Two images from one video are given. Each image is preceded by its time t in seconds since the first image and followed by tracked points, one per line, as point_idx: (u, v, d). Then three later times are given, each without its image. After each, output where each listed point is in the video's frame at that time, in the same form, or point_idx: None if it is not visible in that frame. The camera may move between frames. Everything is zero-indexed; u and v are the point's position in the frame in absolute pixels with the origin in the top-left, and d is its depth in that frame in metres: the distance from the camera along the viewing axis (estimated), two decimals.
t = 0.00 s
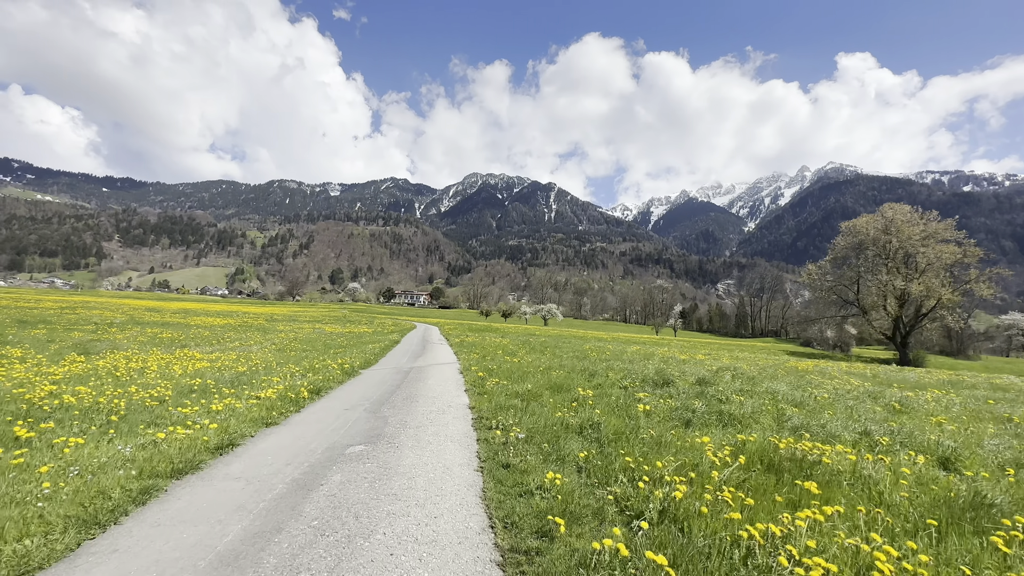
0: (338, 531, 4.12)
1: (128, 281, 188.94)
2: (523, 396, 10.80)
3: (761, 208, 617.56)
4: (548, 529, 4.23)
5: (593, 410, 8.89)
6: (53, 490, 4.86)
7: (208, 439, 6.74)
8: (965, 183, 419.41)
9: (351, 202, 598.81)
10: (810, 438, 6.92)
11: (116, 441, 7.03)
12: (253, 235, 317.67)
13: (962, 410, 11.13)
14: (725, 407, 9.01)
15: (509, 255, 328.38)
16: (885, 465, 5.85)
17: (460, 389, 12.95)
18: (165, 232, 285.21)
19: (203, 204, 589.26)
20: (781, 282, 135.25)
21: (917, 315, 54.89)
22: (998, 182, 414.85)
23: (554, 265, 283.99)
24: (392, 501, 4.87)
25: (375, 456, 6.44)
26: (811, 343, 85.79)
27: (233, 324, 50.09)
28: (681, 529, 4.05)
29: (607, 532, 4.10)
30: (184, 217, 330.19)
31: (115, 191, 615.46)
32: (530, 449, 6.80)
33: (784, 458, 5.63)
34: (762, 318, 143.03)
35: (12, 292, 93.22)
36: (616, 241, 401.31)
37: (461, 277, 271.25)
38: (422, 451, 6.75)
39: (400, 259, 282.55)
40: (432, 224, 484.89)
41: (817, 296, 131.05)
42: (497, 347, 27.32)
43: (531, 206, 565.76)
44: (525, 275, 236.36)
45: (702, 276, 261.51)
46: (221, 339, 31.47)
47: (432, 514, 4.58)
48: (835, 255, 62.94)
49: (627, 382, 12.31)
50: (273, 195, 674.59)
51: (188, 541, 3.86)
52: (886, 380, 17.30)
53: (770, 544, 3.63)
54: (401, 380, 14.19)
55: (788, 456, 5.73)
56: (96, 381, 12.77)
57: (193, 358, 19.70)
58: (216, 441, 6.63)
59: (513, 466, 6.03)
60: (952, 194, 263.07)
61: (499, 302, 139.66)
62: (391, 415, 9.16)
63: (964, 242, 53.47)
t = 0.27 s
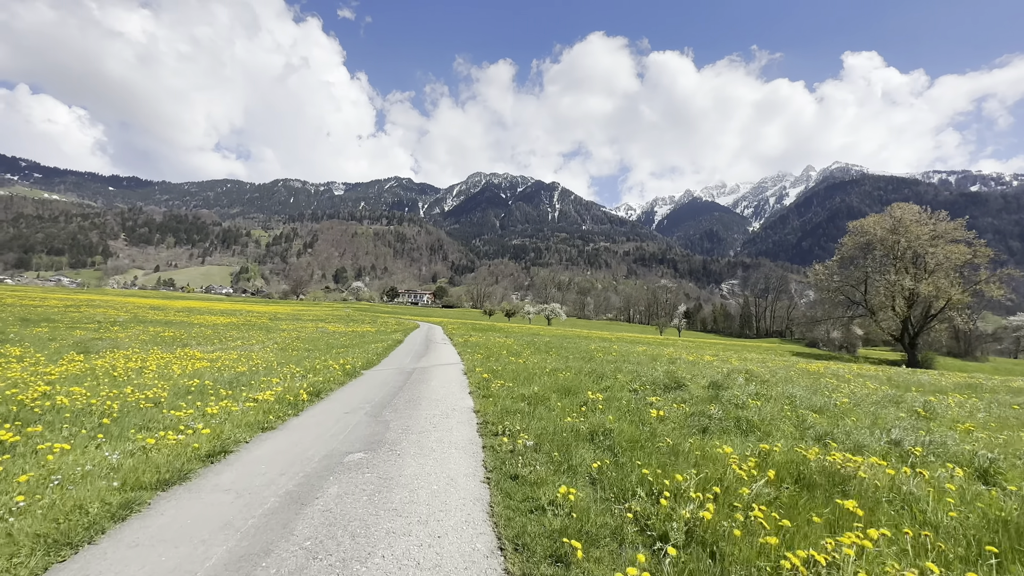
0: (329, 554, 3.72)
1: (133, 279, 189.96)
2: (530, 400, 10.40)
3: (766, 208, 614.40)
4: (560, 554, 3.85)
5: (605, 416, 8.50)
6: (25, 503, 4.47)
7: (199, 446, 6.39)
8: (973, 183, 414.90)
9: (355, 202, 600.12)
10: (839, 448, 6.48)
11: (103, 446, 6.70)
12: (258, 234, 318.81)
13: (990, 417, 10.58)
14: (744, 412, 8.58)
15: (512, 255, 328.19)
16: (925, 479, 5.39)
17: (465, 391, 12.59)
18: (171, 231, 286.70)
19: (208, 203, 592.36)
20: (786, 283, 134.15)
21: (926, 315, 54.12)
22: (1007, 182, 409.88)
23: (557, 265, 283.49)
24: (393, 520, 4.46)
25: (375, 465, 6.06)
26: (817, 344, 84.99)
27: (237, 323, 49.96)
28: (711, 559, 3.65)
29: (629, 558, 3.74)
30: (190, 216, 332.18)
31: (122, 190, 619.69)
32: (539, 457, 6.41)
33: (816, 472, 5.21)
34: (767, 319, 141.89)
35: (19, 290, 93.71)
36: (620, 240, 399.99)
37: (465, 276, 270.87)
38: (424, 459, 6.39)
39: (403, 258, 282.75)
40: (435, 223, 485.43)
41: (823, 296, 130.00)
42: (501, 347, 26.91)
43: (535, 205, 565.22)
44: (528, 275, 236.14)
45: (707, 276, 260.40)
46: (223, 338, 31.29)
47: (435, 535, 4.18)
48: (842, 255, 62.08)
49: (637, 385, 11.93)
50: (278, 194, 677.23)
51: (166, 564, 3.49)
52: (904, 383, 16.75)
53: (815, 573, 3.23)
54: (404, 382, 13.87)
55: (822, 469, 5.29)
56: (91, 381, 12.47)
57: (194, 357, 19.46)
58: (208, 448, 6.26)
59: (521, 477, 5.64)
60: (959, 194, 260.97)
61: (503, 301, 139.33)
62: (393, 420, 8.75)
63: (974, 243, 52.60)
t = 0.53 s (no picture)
0: None
1: (138, 277, 190.77)
2: (536, 402, 10.01)
3: (770, 208, 611.06)
4: None
5: (618, 419, 8.05)
6: None
7: (187, 450, 6.00)
8: (980, 183, 410.82)
9: (358, 201, 601.40)
10: (867, 456, 6.04)
11: (89, 450, 6.37)
12: (262, 232, 319.83)
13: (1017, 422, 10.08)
14: (762, 416, 8.14)
15: (515, 254, 328.11)
16: (966, 492, 4.97)
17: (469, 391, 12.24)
18: (176, 229, 288.01)
19: (213, 202, 595.02)
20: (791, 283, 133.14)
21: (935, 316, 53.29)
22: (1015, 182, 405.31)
23: (560, 264, 282.99)
24: (391, 534, 4.07)
25: (373, 472, 5.66)
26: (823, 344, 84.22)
27: (239, 321, 49.72)
28: None
29: None
30: (194, 215, 333.47)
31: (128, 189, 623.29)
32: (548, 464, 6.00)
33: (848, 484, 4.77)
34: (771, 319, 140.85)
35: (25, 287, 94.13)
36: (623, 240, 398.66)
37: (468, 275, 270.60)
38: (424, 465, 6.02)
39: (407, 257, 282.80)
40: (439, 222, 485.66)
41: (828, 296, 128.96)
42: (504, 346, 26.50)
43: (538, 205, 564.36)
44: (532, 274, 235.90)
45: (710, 276, 259.22)
46: (225, 336, 31.04)
47: (436, 552, 3.81)
48: (849, 255, 61.21)
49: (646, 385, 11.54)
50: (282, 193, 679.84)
51: None
52: (919, 385, 16.25)
53: None
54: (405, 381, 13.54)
55: (856, 480, 4.86)
56: (85, 380, 12.14)
57: (194, 355, 19.18)
58: (196, 452, 5.90)
59: (530, 486, 5.24)
60: (966, 194, 258.59)
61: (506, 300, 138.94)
62: (393, 422, 8.37)
63: (985, 243, 51.73)
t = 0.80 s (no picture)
0: None
1: (143, 276, 191.48)
2: (539, 405, 9.65)
3: (774, 208, 608.43)
4: None
5: (626, 425, 7.66)
6: None
7: (167, 457, 5.63)
8: (986, 184, 407.73)
9: (362, 200, 602.26)
10: (891, 467, 5.67)
11: (70, 456, 6.05)
12: (266, 231, 320.65)
13: None
14: (779, 423, 7.69)
15: (518, 254, 327.88)
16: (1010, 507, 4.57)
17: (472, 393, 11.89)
18: (181, 227, 288.84)
19: (217, 201, 597.18)
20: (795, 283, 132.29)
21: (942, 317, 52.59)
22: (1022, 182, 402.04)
23: (563, 264, 282.65)
24: (382, 554, 3.69)
25: (368, 484, 5.27)
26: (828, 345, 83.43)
27: (241, 320, 49.52)
28: None
29: None
30: (199, 214, 334.86)
31: (133, 189, 626.53)
32: (553, 474, 5.63)
33: (885, 501, 4.33)
34: (775, 320, 140.00)
35: (29, 286, 94.50)
36: (626, 240, 397.79)
37: (470, 275, 270.48)
38: (422, 474, 5.68)
39: (410, 257, 283.06)
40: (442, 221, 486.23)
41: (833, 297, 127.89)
42: (507, 346, 26.10)
43: (541, 204, 563.83)
44: (534, 274, 235.46)
45: (714, 277, 258.16)
46: (225, 336, 30.83)
47: None
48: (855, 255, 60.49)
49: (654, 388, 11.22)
50: (286, 192, 681.88)
51: None
52: (934, 388, 15.81)
53: None
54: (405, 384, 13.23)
55: (892, 495, 4.41)
56: (78, 381, 11.87)
57: (192, 355, 18.91)
58: (180, 459, 5.55)
59: (535, 500, 4.87)
60: (972, 193, 256.46)
61: (508, 300, 138.60)
62: (392, 426, 8.05)
63: (993, 243, 50.98)
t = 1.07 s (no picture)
0: None
1: (147, 275, 192.10)
2: (543, 411, 9.22)
3: (778, 209, 606.38)
4: None
5: (638, 432, 7.25)
6: None
7: (146, 466, 5.23)
8: (992, 185, 405.23)
9: (365, 200, 603.31)
10: (929, 481, 5.22)
11: (44, 464, 5.65)
12: (270, 231, 321.53)
13: None
14: (800, 430, 7.25)
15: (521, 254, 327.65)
16: None
17: (474, 396, 11.53)
18: (185, 227, 289.87)
19: (221, 200, 599.48)
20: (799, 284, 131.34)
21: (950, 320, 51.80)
22: None
23: (566, 264, 282.28)
24: None
25: (361, 497, 4.83)
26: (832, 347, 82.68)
27: (242, 320, 49.24)
28: None
29: None
30: (203, 214, 335.99)
31: (137, 188, 629.44)
32: (563, 486, 5.21)
33: (935, 523, 3.89)
34: (779, 321, 139.10)
35: (33, 284, 94.75)
36: (629, 240, 396.91)
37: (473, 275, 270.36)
38: (420, 486, 5.26)
39: (412, 257, 283.20)
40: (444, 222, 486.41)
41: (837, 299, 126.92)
42: (510, 347, 25.65)
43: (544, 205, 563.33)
44: (537, 274, 235.04)
45: (717, 278, 257.01)
46: (226, 335, 30.55)
47: None
48: (862, 256, 59.75)
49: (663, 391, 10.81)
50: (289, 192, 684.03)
51: None
52: (952, 392, 15.30)
53: None
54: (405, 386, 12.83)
55: (944, 520, 3.95)
56: (68, 381, 11.51)
57: (189, 355, 18.56)
58: (159, 469, 5.14)
59: (542, 518, 4.45)
60: (978, 195, 254.66)
61: (511, 300, 138.23)
62: (389, 431, 7.62)
63: (1002, 245, 50.23)
